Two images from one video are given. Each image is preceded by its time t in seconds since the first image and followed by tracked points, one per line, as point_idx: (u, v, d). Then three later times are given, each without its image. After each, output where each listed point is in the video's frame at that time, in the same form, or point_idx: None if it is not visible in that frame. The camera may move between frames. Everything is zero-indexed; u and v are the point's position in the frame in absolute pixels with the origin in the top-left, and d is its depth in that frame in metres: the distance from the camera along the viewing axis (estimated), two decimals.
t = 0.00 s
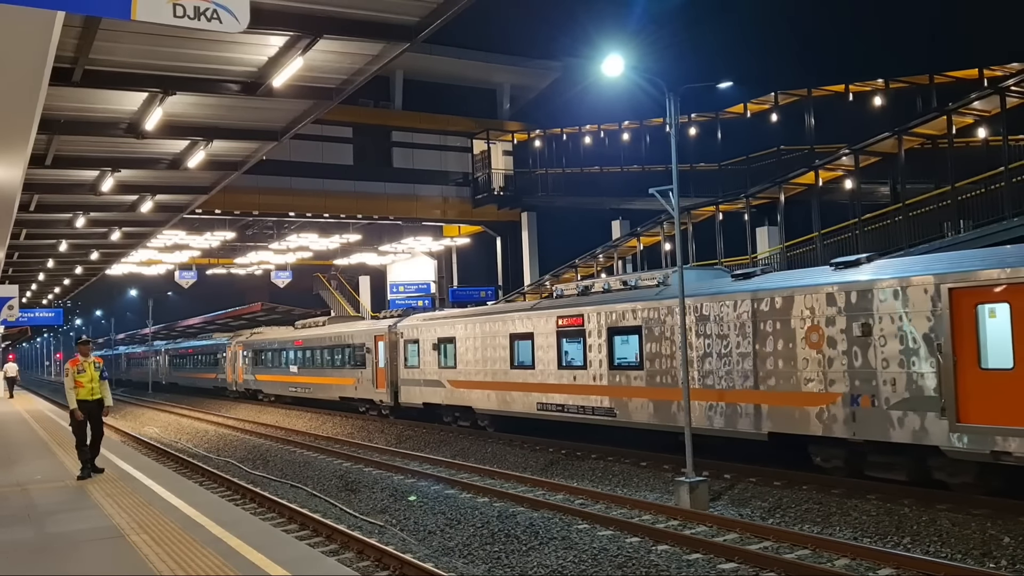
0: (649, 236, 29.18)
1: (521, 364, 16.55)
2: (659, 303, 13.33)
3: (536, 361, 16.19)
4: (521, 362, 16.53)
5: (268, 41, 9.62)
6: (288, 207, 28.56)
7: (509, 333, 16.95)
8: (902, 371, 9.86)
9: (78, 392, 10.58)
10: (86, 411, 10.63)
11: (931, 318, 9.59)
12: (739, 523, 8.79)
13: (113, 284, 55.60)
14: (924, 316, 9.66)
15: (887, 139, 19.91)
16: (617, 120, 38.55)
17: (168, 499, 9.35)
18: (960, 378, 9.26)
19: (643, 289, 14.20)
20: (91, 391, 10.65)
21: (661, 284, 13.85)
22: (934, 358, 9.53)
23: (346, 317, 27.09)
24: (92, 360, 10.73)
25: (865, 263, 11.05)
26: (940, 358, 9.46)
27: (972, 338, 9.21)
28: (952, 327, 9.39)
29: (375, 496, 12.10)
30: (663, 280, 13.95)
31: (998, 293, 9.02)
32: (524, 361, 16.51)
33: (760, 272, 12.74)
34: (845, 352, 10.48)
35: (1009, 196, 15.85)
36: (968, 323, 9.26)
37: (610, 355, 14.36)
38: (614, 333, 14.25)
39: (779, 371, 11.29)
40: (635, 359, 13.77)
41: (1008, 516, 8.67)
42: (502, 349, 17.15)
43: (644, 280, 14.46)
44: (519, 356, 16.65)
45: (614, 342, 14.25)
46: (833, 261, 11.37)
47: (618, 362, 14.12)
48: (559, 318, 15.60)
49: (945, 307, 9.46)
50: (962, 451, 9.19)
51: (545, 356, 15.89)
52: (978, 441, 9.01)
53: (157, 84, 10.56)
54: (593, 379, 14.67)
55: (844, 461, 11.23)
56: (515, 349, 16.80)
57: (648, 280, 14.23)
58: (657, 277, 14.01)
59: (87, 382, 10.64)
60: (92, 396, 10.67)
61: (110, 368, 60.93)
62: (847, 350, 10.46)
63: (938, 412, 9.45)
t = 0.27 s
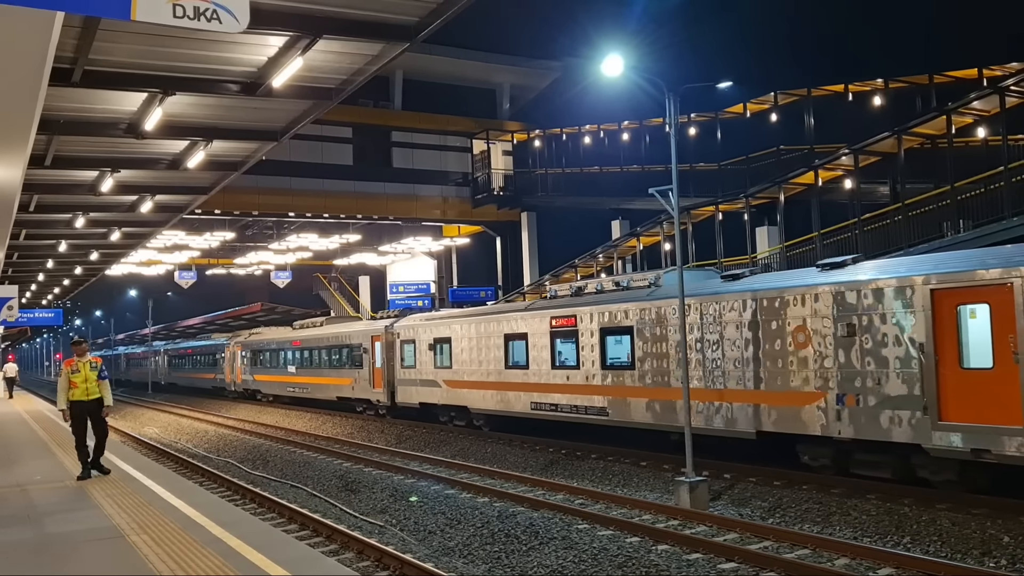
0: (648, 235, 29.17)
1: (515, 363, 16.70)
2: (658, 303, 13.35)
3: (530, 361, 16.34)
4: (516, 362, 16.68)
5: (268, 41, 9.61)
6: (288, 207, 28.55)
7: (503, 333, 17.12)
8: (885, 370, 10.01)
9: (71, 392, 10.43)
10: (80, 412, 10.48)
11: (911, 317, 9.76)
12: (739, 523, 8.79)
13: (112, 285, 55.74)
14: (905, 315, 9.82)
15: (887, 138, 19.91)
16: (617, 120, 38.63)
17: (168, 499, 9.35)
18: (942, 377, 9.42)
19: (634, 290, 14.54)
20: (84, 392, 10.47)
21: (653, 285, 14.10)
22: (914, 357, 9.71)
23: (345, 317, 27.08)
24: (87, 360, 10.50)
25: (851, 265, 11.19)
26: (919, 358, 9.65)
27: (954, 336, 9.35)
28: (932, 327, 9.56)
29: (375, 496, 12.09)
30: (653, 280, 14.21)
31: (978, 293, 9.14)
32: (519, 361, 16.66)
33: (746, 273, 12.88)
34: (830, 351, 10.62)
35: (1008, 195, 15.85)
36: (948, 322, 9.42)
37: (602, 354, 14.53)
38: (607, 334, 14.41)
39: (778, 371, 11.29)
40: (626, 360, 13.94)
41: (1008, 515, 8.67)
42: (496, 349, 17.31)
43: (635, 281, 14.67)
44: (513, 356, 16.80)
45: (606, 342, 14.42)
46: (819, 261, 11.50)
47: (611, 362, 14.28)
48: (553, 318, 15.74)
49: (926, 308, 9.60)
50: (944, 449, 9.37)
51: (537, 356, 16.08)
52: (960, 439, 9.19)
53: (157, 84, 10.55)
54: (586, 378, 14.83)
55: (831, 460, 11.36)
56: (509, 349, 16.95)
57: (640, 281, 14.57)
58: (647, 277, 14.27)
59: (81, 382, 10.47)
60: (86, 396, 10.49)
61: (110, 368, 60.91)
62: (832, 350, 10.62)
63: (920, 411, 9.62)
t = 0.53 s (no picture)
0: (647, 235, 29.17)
1: (510, 363, 16.84)
2: (656, 303, 13.33)
3: (524, 361, 16.49)
4: (510, 362, 16.84)
5: (267, 40, 9.61)
6: (287, 207, 28.54)
7: (498, 333, 17.29)
8: (870, 369, 10.17)
9: (69, 392, 10.38)
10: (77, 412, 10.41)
11: (893, 317, 9.95)
12: (739, 522, 8.78)
13: (111, 285, 55.69)
14: (887, 316, 10.01)
15: (886, 138, 19.90)
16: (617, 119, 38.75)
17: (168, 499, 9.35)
18: (925, 376, 9.60)
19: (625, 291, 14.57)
20: (81, 393, 10.38)
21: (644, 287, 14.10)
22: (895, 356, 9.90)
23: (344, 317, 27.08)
24: (85, 360, 10.47)
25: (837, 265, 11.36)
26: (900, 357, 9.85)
27: (936, 337, 9.52)
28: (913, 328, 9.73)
29: (375, 496, 12.09)
30: (645, 280, 14.26)
31: (959, 293, 9.31)
32: (513, 360, 16.82)
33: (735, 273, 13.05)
34: (818, 350, 10.77)
35: (1008, 193, 15.85)
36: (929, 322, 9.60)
37: (595, 354, 14.69)
38: (600, 334, 14.55)
39: (777, 370, 11.31)
40: (618, 359, 14.10)
41: (1007, 514, 8.67)
42: (491, 349, 17.47)
43: (627, 281, 14.83)
44: (508, 356, 16.96)
45: (599, 342, 14.56)
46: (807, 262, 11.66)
47: (603, 361, 14.43)
48: (546, 318, 15.90)
49: (910, 308, 9.76)
50: (926, 446, 9.55)
51: (531, 355, 16.24)
52: (942, 436, 9.38)
53: (156, 83, 10.54)
54: (579, 377, 15.00)
55: (818, 457, 11.45)
56: (504, 348, 17.12)
57: (631, 280, 14.66)
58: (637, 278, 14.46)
59: (77, 382, 10.41)
60: (82, 397, 10.39)
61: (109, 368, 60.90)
62: (819, 349, 10.78)
63: (903, 409, 9.79)
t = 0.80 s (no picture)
0: (647, 235, 29.17)
1: (504, 363, 16.97)
2: (658, 302, 13.31)
3: (519, 361, 16.59)
4: (505, 362, 16.96)
5: (266, 40, 9.60)
6: (286, 207, 28.53)
7: (493, 333, 17.40)
8: (855, 369, 10.32)
9: (68, 393, 10.37)
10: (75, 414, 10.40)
11: (877, 316, 10.11)
12: (739, 523, 8.78)
13: (111, 285, 55.67)
14: (872, 315, 10.16)
15: (885, 137, 19.86)
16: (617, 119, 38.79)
17: (167, 499, 9.36)
18: (908, 376, 9.76)
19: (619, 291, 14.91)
20: (80, 394, 10.36)
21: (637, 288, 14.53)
22: (880, 356, 10.04)
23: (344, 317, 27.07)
24: (85, 361, 10.36)
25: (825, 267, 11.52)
26: (885, 355, 9.99)
27: (919, 339, 9.68)
28: (896, 329, 9.89)
29: (375, 496, 12.08)
30: (638, 281, 14.59)
31: (942, 295, 9.48)
32: (508, 360, 16.93)
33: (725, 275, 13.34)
34: (807, 351, 10.90)
35: (1007, 194, 15.77)
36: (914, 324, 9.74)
37: (588, 354, 14.84)
38: (594, 334, 14.70)
39: (774, 371, 11.33)
40: (611, 359, 14.25)
41: (1007, 513, 8.68)
42: (486, 349, 17.59)
43: (620, 283, 15.02)
44: (502, 356, 17.09)
45: (592, 342, 14.71)
46: (795, 264, 11.85)
47: (597, 361, 14.59)
48: (541, 318, 16.00)
49: (893, 309, 9.93)
50: (910, 445, 9.71)
51: (526, 355, 16.33)
52: (926, 435, 9.52)
53: (155, 83, 10.54)
54: (571, 377, 15.13)
55: (807, 456, 11.55)
56: (498, 348, 17.25)
57: (625, 281, 14.92)
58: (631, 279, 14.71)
59: (77, 383, 10.38)
60: (81, 398, 10.38)
61: (109, 368, 60.92)
62: (806, 349, 10.93)
63: (887, 409, 9.95)
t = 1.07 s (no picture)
0: (646, 235, 29.18)
1: (499, 364, 17.07)
2: (659, 302, 13.25)
3: (513, 361, 16.72)
4: (499, 363, 17.07)
5: (266, 41, 9.61)
6: (286, 208, 28.55)
7: (487, 334, 17.52)
8: (842, 369, 10.46)
9: (71, 393, 10.38)
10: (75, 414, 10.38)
11: (867, 318, 10.21)
12: (739, 523, 8.79)
13: (111, 286, 55.63)
14: (861, 316, 10.28)
15: (884, 137, 19.83)
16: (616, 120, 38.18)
17: (166, 499, 9.37)
18: (894, 376, 9.91)
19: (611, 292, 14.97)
20: (81, 394, 10.37)
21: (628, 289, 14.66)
22: (869, 357, 10.17)
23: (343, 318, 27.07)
24: (89, 362, 10.44)
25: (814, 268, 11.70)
26: (873, 356, 10.12)
27: (904, 341, 9.83)
28: (884, 331, 10.03)
29: (374, 496, 12.08)
30: (629, 283, 14.74)
31: (926, 296, 9.62)
32: (502, 361, 17.04)
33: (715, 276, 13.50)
34: (797, 351, 11.04)
35: (1007, 194, 15.76)
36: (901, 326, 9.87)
37: (581, 355, 14.97)
38: (586, 335, 14.85)
39: (770, 371, 11.40)
40: (603, 360, 14.38)
41: (1007, 514, 8.69)
42: (481, 350, 17.69)
43: (612, 283, 15.11)
44: (497, 357, 17.20)
45: (585, 343, 14.85)
46: (785, 265, 12.06)
47: (589, 362, 14.72)
48: (535, 319, 16.13)
49: (879, 310, 10.08)
50: (896, 444, 9.84)
51: (520, 356, 16.46)
52: (911, 435, 9.68)
53: (155, 84, 10.55)
54: (565, 378, 15.26)
55: (795, 455, 11.65)
56: (493, 349, 17.35)
57: (617, 283, 14.90)
58: (623, 280, 14.85)
59: (79, 383, 10.40)
60: (83, 399, 10.38)
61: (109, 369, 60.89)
62: (795, 350, 11.08)
63: (873, 408, 10.10)
